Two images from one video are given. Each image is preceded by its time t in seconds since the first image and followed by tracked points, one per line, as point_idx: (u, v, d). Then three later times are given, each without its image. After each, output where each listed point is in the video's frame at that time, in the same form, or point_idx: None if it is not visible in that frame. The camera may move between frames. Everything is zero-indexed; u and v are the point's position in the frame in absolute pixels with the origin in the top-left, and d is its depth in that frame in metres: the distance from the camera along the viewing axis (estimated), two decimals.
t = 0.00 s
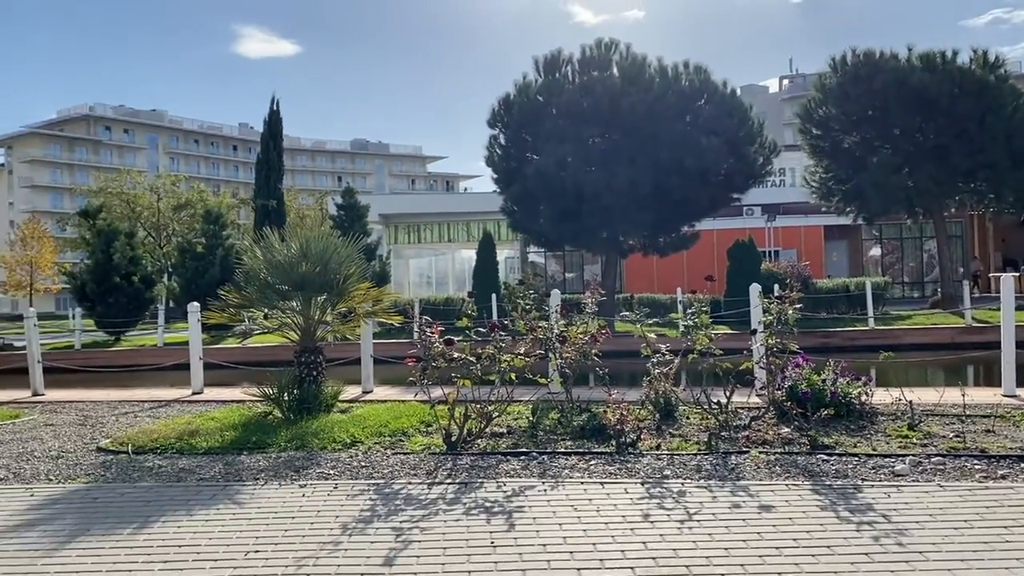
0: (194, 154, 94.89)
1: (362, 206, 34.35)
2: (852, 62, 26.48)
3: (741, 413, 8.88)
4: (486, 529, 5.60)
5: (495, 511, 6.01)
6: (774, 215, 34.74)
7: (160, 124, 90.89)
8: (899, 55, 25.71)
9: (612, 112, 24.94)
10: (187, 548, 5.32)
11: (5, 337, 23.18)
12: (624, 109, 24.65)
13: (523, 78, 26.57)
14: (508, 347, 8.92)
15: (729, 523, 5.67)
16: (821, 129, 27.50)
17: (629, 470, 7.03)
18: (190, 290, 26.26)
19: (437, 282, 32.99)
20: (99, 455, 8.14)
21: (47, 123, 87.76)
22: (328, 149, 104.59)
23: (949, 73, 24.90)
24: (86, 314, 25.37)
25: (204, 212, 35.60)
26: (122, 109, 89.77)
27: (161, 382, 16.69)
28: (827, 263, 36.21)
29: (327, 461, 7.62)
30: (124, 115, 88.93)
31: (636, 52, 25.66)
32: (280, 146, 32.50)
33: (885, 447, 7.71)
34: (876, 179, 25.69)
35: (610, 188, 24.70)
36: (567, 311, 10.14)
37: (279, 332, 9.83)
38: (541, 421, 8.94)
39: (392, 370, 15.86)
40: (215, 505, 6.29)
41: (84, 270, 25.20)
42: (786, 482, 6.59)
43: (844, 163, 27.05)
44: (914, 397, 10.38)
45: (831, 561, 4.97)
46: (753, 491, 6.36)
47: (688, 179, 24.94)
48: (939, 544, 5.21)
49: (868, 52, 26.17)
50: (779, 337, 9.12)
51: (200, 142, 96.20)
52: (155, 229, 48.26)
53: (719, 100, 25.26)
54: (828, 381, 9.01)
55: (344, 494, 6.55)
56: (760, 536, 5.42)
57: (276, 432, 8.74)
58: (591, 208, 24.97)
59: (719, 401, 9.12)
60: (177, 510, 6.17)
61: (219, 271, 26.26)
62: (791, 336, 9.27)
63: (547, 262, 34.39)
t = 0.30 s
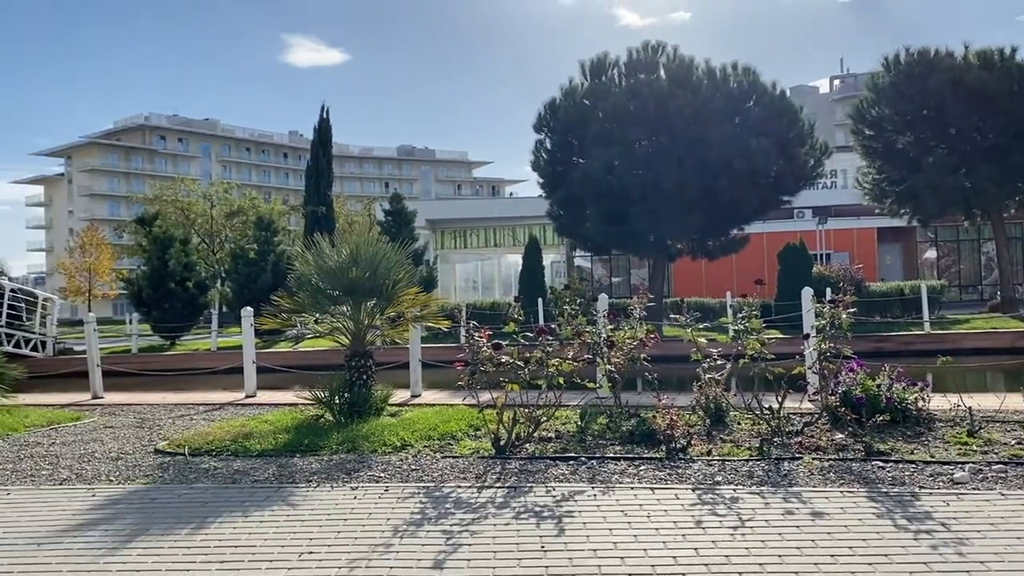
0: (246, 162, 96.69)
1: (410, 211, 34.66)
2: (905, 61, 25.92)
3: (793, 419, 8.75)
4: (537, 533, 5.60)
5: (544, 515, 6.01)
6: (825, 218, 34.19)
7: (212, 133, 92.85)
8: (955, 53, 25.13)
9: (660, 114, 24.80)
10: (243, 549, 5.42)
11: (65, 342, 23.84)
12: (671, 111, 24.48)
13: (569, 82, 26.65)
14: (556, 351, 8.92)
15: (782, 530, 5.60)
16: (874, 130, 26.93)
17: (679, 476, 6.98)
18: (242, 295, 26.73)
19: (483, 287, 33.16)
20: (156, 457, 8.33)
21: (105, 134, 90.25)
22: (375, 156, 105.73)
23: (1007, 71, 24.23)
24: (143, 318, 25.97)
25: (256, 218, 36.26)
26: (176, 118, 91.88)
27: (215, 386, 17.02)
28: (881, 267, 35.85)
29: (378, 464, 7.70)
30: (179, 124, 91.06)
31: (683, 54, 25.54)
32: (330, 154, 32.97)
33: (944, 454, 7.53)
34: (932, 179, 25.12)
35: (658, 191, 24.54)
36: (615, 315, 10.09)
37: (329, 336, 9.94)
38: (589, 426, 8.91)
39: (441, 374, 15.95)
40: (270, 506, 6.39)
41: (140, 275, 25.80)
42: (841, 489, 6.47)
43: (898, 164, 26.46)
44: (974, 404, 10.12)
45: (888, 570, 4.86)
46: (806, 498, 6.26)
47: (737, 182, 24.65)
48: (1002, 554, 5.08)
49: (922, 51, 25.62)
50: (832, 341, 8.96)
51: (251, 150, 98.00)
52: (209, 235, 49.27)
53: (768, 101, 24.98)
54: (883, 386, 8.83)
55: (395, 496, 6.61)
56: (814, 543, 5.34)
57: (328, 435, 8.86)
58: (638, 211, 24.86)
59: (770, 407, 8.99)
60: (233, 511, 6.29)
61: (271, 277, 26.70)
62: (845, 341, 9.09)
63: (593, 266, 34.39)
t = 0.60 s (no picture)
0: (295, 170, 98.15)
1: (456, 217, 34.86)
2: (962, 58, 25.24)
3: (848, 425, 8.58)
4: (589, 539, 5.58)
5: (596, 521, 5.99)
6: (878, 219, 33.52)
7: (263, 141, 94.51)
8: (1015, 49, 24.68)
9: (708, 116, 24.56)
10: (298, 551, 5.49)
11: (123, 346, 24.45)
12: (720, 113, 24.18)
13: (615, 85, 26.62)
14: (606, 356, 8.88)
15: (840, 538, 5.50)
16: (928, 129, 26.02)
17: (732, 483, 6.89)
18: (293, 300, 27.13)
19: (529, 291, 33.04)
20: (213, 460, 8.49)
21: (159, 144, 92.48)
22: (421, 162, 106.57)
23: None
24: (198, 323, 26.48)
25: (306, 225, 36.82)
26: (228, 128, 93.76)
27: (267, 391, 17.28)
28: (937, 268, 35.09)
29: (429, 468, 7.74)
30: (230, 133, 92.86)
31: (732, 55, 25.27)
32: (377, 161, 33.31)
33: (1007, 461, 7.32)
34: (992, 179, 24.62)
35: (706, 194, 24.32)
36: (664, 320, 9.99)
37: (380, 341, 9.97)
38: (639, 431, 8.86)
39: (489, 378, 15.98)
40: (323, 509, 6.47)
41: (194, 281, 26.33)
42: (899, 497, 6.32)
43: (955, 163, 25.63)
44: None
45: None
46: (864, 506, 6.13)
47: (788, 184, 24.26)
48: None
49: (979, 47, 24.93)
50: (889, 346, 8.76)
51: (300, 158, 99.49)
52: (261, 242, 50.07)
53: (819, 101, 24.56)
54: (942, 391, 8.61)
55: (447, 500, 6.64)
56: (874, 552, 5.23)
57: (379, 438, 8.93)
58: (686, 215, 24.65)
59: (825, 412, 8.83)
60: (288, 513, 6.38)
61: (322, 283, 27.02)
62: (903, 345, 8.87)
63: (640, 270, 34.17)
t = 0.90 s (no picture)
0: (341, 176, 99.30)
1: (501, 221, 34.96)
2: (1017, 53, 24.62)
3: (903, 429, 8.42)
4: (639, 543, 5.56)
5: (646, 525, 5.96)
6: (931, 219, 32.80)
7: (310, 148, 95.78)
8: None
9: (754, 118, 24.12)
10: (350, 552, 5.56)
11: (177, 350, 24.97)
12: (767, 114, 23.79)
13: (660, 87, 26.58)
14: (653, 359, 8.83)
15: (896, 544, 5.39)
16: (984, 126, 25.44)
17: (784, 487, 6.80)
18: (341, 305, 27.44)
19: (573, 294, 32.82)
20: (265, 461, 8.64)
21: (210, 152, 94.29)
22: (465, 166, 107.07)
23: None
24: (248, 328, 26.93)
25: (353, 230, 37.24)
26: (276, 135, 95.21)
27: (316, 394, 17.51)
28: (993, 268, 34.31)
29: (477, 471, 7.77)
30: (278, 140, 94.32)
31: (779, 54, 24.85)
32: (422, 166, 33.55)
33: None
34: None
35: (751, 197, 24.12)
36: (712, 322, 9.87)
37: (426, 344, 10.04)
38: (688, 435, 8.79)
39: (535, 381, 15.99)
40: (374, 511, 6.54)
41: (245, 286, 26.80)
42: (958, 503, 6.18)
43: (1011, 161, 25.02)
44: None
45: None
46: (922, 512, 6.00)
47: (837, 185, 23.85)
48: None
49: None
50: (946, 348, 8.57)
51: (347, 164, 100.61)
52: (309, 247, 50.48)
53: (869, 100, 24.04)
54: (1001, 395, 8.40)
55: (495, 503, 6.67)
56: (932, 558, 5.12)
57: (427, 441, 8.99)
58: (732, 216, 24.50)
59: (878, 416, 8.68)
60: (340, 515, 6.46)
61: (368, 287, 27.30)
62: (960, 348, 8.68)
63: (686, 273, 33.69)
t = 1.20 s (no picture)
0: (382, 180, 100.08)
1: (541, 223, 34.96)
2: None
3: (955, 432, 8.24)
4: (685, 547, 5.51)
5: (692, 529, 5.91)
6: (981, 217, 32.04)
7: (351, 153, 96.78)
8: None
9: (798, 116, 23.74)
10: (396, 554, 5.60)
11: (223, 353, 25.38)
12: (810, 112, 23.47)
13: (702, 86, 26.41)
14: (697, 361, 8.76)
15: (950, 550, 5.27)
16: None
17: (832, 491, 6.69)
18: (383, 308, 27.64)
19: (614, 296, 32.45)
20: (311, 463, 8.74)
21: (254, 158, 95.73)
22: (505, 169, 107.33)
23: None
24: (292, 331, 27.27)
25: (394, 234, 37.52)
26: (318, 140, 96.34)
27: (358, 396, 17.68)
28: None
29: (520, 473, 7.78)
30: (321, 146, 95.43)
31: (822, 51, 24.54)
32: (462, 169, 33.68)
33: None
34: None
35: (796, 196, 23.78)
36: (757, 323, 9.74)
37: (468, 347, 10.05)
38: (733, 438, 8.70)
39: (577, 384, 15.96)
40: (419, 512, 6.58)
41: (290, 290, 27.14)
42: (1014, 508, 6.03)
43: None
44: None
45: None
46: (977, 517, 5.86)
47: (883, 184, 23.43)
48: None
49: None
50: (1000, 351, 8.35)
51: (387, 168, 101.42)
52: (351, 251, 50.65)
53: (916, 96, 23.61)
54: None
55: (539, 506, 6.67)
56: (987, 565, 5.00)
57: (469, 443, 9.02)
58: (777, 217, 24.18)
59: (930, 419, 8.49)
60: (385, 517, 6.50)
61: (409, 290, 27.51)
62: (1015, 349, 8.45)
63: (729, 274, 33.44)
